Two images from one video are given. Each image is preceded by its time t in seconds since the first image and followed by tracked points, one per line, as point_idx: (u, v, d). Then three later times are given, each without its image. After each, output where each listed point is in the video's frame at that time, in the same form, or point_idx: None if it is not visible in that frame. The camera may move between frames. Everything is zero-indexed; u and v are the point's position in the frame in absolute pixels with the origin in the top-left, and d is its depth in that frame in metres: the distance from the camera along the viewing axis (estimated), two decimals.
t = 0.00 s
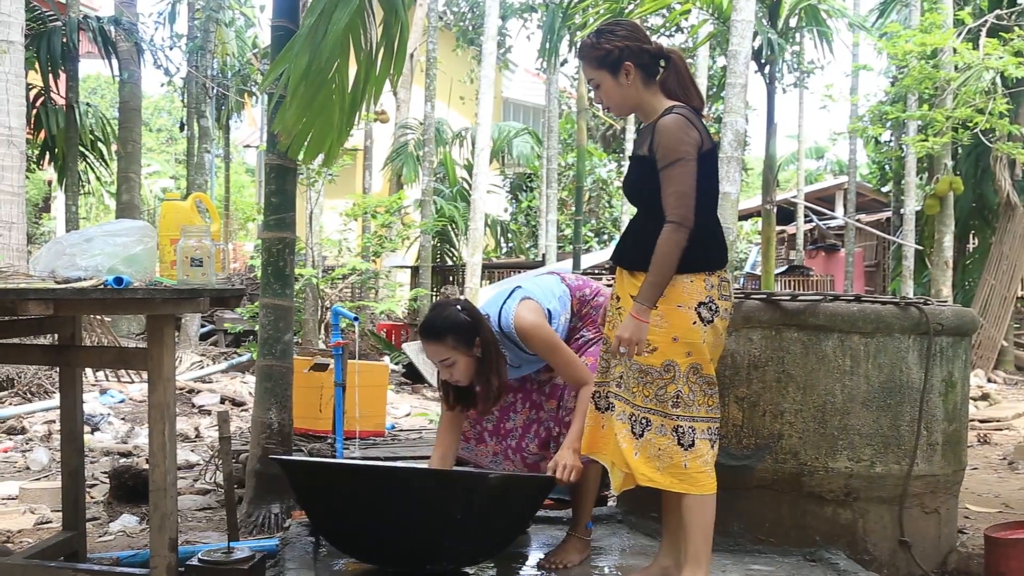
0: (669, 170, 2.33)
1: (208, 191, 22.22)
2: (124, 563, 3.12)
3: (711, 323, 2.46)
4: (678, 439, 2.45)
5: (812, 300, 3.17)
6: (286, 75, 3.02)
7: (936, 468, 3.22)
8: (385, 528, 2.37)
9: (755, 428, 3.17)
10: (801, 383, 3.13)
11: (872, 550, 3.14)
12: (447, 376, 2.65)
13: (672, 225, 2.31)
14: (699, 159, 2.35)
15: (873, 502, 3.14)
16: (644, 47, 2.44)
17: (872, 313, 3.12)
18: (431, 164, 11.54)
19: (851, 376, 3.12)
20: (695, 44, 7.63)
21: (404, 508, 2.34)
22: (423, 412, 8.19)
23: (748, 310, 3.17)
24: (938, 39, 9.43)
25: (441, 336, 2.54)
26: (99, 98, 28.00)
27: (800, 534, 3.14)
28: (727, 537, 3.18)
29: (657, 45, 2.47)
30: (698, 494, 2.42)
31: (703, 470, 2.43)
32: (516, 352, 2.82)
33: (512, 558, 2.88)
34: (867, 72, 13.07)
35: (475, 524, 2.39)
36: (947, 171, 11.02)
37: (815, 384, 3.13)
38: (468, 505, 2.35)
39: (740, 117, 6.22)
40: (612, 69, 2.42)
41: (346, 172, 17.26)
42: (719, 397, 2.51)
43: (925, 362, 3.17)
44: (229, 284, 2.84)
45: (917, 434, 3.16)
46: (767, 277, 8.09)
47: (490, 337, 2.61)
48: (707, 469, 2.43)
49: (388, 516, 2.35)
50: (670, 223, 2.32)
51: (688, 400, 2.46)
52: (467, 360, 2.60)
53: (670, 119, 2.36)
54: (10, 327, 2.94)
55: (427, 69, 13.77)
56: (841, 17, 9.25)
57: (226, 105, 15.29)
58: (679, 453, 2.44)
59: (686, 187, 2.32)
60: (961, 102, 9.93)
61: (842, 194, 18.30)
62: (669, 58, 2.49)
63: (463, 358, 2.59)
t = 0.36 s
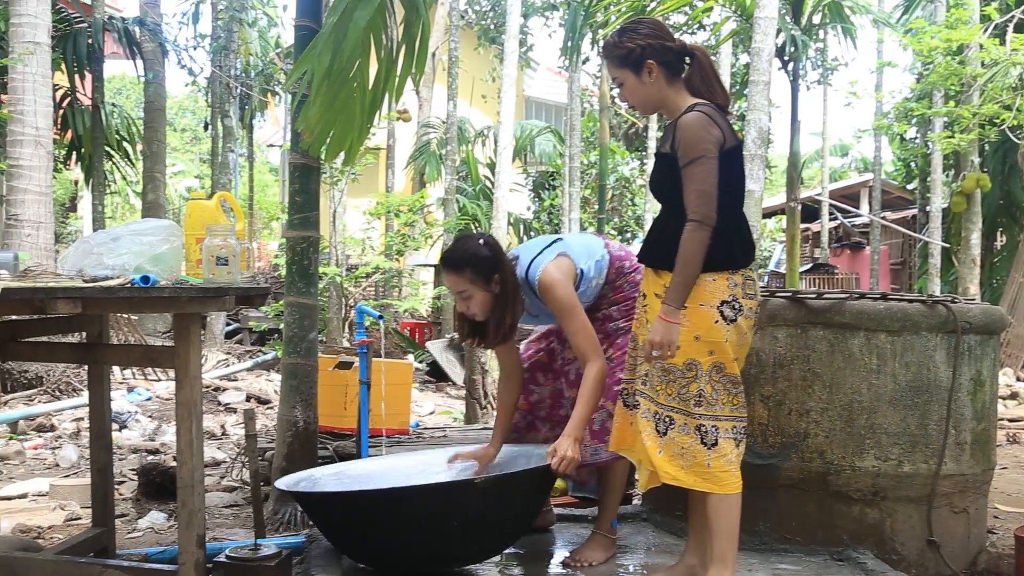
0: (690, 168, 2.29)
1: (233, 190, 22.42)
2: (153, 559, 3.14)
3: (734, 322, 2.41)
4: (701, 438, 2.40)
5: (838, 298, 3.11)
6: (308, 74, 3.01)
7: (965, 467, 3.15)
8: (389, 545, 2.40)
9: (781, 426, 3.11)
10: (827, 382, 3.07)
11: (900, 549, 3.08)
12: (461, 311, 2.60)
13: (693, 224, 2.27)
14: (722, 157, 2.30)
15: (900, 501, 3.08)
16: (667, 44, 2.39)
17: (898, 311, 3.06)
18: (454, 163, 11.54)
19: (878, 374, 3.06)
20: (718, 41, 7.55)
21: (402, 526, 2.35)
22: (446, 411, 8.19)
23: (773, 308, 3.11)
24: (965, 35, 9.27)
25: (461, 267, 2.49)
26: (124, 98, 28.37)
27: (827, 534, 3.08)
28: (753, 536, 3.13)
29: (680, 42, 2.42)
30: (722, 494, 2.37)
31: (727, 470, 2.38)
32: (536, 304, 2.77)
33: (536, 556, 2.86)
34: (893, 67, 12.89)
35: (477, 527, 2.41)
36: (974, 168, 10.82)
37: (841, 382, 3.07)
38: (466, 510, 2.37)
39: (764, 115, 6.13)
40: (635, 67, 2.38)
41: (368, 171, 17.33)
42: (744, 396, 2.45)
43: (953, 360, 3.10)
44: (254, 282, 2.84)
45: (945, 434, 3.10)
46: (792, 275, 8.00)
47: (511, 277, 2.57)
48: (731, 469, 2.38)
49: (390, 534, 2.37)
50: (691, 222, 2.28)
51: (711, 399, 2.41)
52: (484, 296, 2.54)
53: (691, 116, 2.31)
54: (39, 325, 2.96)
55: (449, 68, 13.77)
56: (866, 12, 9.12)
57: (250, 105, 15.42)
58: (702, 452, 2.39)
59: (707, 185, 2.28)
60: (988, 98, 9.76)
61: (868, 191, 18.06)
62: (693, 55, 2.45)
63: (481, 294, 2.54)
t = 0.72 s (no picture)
0: (719, 163, 2.24)
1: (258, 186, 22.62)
2: (177, 553, 3.15)
3: (761, 318, 2.37)
4: (726, 433, 2.35)
5: (862, 292, 3.05)
6: (332, 69, 3.00)
7: (992, 463, 3.06)
8: (403, 536, 2.39)
9: (805, 422, 3.06)
10: (851, 377, 3.01)
11: (925, 546, 3.02)
12: (483, 272, 2.58)
13: (721, 218, 2.22)
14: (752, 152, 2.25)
15: (925, 497, 3.01)
16: (697, 37, 2.34)
17: (924, 306, 2.97)
18: (477, 158, 11.53)
19: (903, 369, 2.98)
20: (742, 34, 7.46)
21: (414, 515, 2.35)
22: (468, 407, 8.18)
23: (797, 303, 3.07)
24: (993, 27, 9.09)
25: (483, 225, 2.49)
26: (150, 94, 28.73)
27: (851, 530, 3.03)
28: (776, 532, 3.09)
29: (710, 35, 2.37)
30: (747, 490, 2.33)
31: (751, 466, 2.33)
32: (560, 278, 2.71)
33: (558, 551, 2.83)
34: (919, 60, 12.70)
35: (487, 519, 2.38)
36: (1000, 161, 10.59)
37: (865, 377, 3.00)
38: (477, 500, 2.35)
39: (789, 109, 6.04)
40: (665, 61, 2.33)
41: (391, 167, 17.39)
42: (770, 392, 2.42)
43: (980, 356, 3.00)
44: (278, 278, 2.83)
45: (972, 429, 3.01)
46: (817, 271, 7.88)
47: (534, 241, 2.53)
48: (756, 464, 2.33)
49: (403, 526, 2.36)
50: (719, 217, 2.23)
51: (736, 395, 2.37)
52: (505, 257, 2.52)
53: (720, 110, 2.26)
54: (65, 320, 2.98)
55: (471, 63, 13.76)
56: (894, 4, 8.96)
57: (274, 101, 15.52)
58: (727, 447, 2.35)
59: (736, 180, 2.23)
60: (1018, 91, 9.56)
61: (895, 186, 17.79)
62: (723, 48, 2.41)
63: (503, 255, 2.52)
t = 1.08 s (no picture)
0: (733, 160, 2.21)
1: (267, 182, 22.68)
2: (187, 549, 3.16)
3: (773, 313, 2.35)
4: (738, 429, 2.33)
5: (872, 288, 3.02)
6: (339, 66, 2.99)
7: (1002, 459, 3.02)
8: (401, 549, 2.36)
9: (814, 417, 3.03)
10: (861, 372, 2.98)
11: (935, 541, 2.99)
12: (495, 241, 2.56)
13: (736, 216, 2.18)
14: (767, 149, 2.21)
15: (935, 493, 2.98)
16: (711, 32, 2.32)
17: (934, 301, 2.95)
18: (486, 154, 11.52)
19: (913, 365, 2.95)
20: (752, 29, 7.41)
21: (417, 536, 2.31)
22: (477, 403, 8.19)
23: (807, 298, 3.04)
24: (1005, 22, 9.01)
25: (497, 192, 2.47)
26: (159, 90, 28.86)
27: (860, 526, 2.99)
28: (785, 527, 3.06)
29: (724, 30, 2.35)
30: (759, 486, 2.30)
31: (763, 461, 2.31)
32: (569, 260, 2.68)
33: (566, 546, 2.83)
34: (930, 55, 12.61)
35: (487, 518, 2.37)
36: (1011, 156, 10.49)
37: (875, 373, 2.97)
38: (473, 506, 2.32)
39: (799, 104, 6.00)
40: (678, 56, 2.32)
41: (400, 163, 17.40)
42: (782, 388, 2.40)
43: (990, 351, 2.97)
44: (287, 274, 2.83)
45: (982, 425, 2.97)
46: (826, 266, 7.83)
47: (548, 213, 2.51)
48: (768, 459, 2.31)
49: (403, 542, 2.32)
50: (734, 214, 2.19)
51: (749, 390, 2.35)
52: (517, 226, 2.50)
53: (735, 107, 2.23)
54: (75, 315, 2.97)
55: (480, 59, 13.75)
56: None
57: (283, 97, 15.55)
58: (739, 443, 2.33)
59: (751, 177, 2.19)
60: None
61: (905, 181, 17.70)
62: (737, 44, 2.37)
63: (514, 224, 2.50)
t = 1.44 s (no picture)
0: (745, 158, 2.21)
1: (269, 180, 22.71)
2: (188, 547, 3.16)
3: (780, 311, 2.34)
4: (744, 428, 2.32)
5: (874, 286, 3.01)
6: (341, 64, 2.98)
7: (1003, 457, 3.02)
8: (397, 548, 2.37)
9: (815, 415, 3.03)
10: (862, 370, 2.97)
11: (936, 539, 2.99)
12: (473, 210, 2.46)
13: (749, 214, 2.18)
14: (778, 146, 2.21)
15: (936, 490, 2.98)
16: (721, 27, 2.30)
17: (935, 299, 2.94)
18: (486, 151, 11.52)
19: (914, 363, 2.94)
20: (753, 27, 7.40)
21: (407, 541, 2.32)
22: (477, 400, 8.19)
23: (807, 297, 3.04)
24: (1006, 20, 9.00)
25: (476, 158, 2.38)
26: (161, 88, 28.90)
27: (861, 523, 2.99)
28: (786, 525, 3.06)
29: (734, 26, 2.33)
30: (763, 485, 2.29)
31: (769, 460, 2.30)
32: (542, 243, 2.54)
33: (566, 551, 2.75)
34: (931, 53, 12.60)
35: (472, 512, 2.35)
36: (1012, 154, 10.47)
37: (876, 371, 2.96)
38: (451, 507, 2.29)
39: (800, 102, 5.99)
40: (689, 50, 2.29)
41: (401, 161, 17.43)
42: (787, 386, 2.39)
43: (992, 349, 2.97)
44: (289, 272, 2.82)
45: (983, 422, 2.97)
46: (826, 264, 7.83)
47: (528, 184, 2.40)
48: (773, 458, 2.30)
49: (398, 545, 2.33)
50: (747, 212, 2.19)
51: (755, 389, 2.33)
52: (497, 194, 2.40)
53: (745, 104, 2.22)
54: (76, 313, 2.97)
55: (482, 56, 13.74)
56: None
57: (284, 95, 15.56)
58: (744, 442, 2.31)
59: (762, 176, 2.19)
60: None
61: (906, 179, 17.68)
62: (745, 40, 2.36)
63: (492, 192, 2.40)
